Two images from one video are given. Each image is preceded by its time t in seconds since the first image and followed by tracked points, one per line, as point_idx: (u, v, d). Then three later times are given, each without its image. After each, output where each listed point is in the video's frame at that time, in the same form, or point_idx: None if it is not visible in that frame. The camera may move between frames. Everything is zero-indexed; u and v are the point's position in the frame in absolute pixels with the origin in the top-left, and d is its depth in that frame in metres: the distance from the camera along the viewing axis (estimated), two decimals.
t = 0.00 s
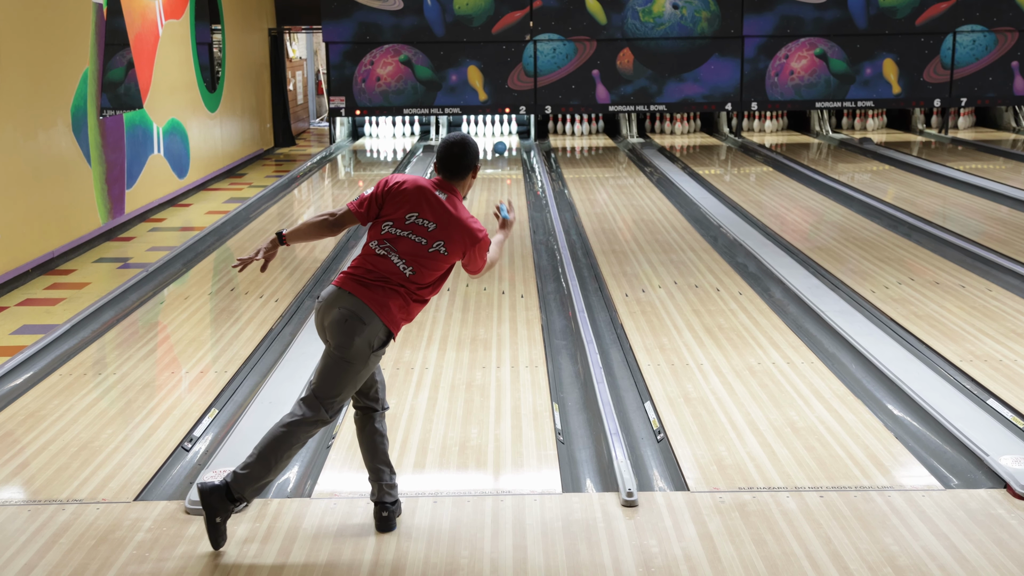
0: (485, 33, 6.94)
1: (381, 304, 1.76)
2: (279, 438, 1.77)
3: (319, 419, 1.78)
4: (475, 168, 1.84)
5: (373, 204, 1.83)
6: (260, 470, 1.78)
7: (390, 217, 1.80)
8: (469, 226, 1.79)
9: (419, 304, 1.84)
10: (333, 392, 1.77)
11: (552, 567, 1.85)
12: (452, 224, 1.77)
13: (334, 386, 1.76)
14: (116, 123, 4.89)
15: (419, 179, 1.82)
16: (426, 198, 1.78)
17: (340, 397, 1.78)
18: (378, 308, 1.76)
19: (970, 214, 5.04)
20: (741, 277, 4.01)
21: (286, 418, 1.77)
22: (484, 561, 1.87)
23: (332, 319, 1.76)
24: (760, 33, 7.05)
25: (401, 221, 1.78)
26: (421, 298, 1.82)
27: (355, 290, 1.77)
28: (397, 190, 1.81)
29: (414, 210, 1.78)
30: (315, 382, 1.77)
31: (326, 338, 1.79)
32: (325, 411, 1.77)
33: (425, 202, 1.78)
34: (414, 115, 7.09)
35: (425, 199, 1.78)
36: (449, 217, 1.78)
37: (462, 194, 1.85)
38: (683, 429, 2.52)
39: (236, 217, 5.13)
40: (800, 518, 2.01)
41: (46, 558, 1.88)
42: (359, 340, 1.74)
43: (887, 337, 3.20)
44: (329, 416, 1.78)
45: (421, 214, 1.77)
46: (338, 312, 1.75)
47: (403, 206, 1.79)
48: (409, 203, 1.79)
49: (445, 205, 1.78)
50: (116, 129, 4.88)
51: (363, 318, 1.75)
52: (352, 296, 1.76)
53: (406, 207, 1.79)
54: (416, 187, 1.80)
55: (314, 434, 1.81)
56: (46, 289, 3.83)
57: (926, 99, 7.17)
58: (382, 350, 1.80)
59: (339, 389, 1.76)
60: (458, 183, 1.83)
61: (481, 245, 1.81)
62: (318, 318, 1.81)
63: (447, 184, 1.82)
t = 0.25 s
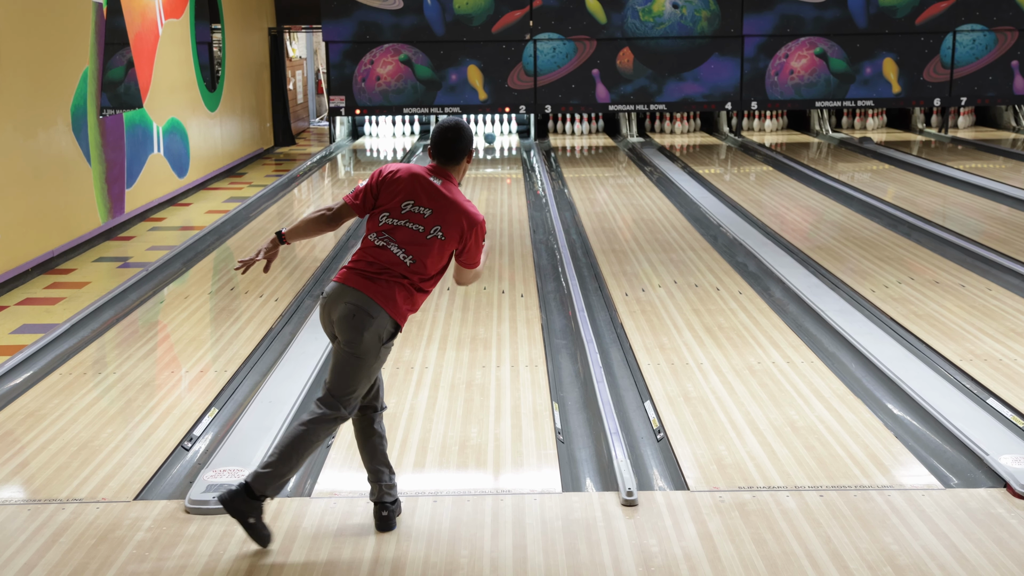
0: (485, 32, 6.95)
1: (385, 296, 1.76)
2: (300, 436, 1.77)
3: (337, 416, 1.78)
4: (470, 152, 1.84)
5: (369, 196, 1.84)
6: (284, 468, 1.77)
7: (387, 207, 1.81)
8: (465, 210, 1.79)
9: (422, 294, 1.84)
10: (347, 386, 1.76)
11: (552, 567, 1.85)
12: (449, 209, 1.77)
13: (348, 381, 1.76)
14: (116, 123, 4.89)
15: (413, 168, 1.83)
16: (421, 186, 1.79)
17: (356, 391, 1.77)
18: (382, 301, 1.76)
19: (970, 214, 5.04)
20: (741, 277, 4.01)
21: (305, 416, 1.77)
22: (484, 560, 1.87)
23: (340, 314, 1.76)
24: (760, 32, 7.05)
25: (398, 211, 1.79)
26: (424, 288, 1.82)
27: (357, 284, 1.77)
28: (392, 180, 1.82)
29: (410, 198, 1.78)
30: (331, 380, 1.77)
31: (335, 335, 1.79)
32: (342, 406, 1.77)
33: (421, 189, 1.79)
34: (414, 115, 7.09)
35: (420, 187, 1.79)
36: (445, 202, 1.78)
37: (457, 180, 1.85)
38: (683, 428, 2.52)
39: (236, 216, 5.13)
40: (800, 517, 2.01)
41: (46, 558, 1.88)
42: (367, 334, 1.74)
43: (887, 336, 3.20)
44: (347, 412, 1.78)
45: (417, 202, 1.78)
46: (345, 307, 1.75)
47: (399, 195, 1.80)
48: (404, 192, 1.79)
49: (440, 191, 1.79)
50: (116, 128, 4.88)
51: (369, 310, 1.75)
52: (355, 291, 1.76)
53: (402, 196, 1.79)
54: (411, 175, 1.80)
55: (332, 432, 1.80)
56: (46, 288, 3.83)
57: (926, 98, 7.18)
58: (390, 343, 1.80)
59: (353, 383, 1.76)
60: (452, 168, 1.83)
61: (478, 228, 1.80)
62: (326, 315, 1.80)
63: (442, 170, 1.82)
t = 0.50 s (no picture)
0: (485, 32, 6.95)
1: (388, 292, 1.75)
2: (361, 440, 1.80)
3: (393, 411, 1.81)
4: (468, 145, 1.84)
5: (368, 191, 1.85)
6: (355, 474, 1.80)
7: (385, 202, 1.81)
8: (464, 202, 1.79)
9: (425, 288, 1.83)
10: (391, 383, 1.79)
11: (552, 566, 1.85)
12: (447, 200, 1.77)
13: (389, 379, 1.79)
14: (116, 122, 4.89)
15: (410, 162, 1.83)
16: (418, 178, 1.79)
17: (401, 384, 1.80)
18: (387, 297, 1.75)
19: (969, 213, 5.04)
20: (740, 276, 4.01)
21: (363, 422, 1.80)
22: (484, 560, 1.87)
23: (348, 318, 1.76)
24: (760, 32, 7.05)
25: (396, 205, 1.79)
26: (426, 283, 1.81)
27: (359, 282, 1.76)
28: (390, 174, 1.82)
29: (408, 191, 1.79)
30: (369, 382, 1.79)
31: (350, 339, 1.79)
32: (393, 402, 1.81)
33: (417, 181, 1.79)
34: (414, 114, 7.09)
35: (417, 179, 1.79)
36: (442, 194, 1.78)
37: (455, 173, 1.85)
38: (683, 427, 2.52)
39: (236, 216, 5.13)
40: (800, 517, 2.01)
41: (47, 557, 1.88)
42: (379, 331, 1.75)
43: (887, 336, 3.20)
44: (398, 408, 1.82)
45: (414, 194, 1.78)
46: (351, 309, 1.75)
47: (397, 189, 1.80)
48: (402, 186, 1.79)
49: (438, 183, 1.79)
50: (115, 127, 4.88)
51: (376, 308, 1.75)
52: (358, 289, 1.76)
53: (399, 190, 1.80)
54: (408, 168, 1.81)
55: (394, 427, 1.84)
56: (46, 288, 3.83)
57: (926, 98, 7.18)
58: (405, 334, 1.80)
59: (394, 378, 1.79)
60: (450, 161, 1.83)
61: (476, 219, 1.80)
62: (333, 321, 1.80)
63: (440, 164, 1.83)
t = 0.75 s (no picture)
0: (485, 32, 6.95)
1: (398, 285, 1.76)
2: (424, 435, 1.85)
3: (429, 393, 1.83)
4: (476, 138, 1.84)
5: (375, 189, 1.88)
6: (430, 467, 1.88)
7: (391, 197, 1.83)
8: (469, 192, 1.79)
9: (436, 283, 1.83)
10: (420, 370, 1.80)
11: (552, 566, 1.85)
12: (452, 191, 1.78)
13: (415, 365, 1.79)
14: (116, 122, 4.89)
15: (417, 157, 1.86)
16: (424, 172, 1.81)
17: (432, 365, 1.81)
18: (399, 290, 1.76)
19: (969, 213, 5.04)
20: (740, 276, 4.01)
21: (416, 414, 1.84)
22: (483, 560, 1.87)
23: (364, 317, 1.76)
24: (760, 32, 7.05)
25: (403, 198, 1.81)
26: (436, 276, 1.81)
27: (369, 279, 1.78)
28: (397, 169, 1.85)
29: (413, 184, 1.81)
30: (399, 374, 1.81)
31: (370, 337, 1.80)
32: (428, 382, 1.82)
33: (423, 174, 1.81)
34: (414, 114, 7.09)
35: (423, 173, 1.81)
36: (447, 185, 1.79)
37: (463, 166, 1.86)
38: (683, 427, 2.52)
39: (235, 216, 5.13)
40: (800, 517, 2.01)
41: (47, 556, 1.88)
42: (398, 323, 1.76)
43: (887, 335, 3.20)
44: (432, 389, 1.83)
45: (420, 187, 1.80)
46: (366, 307, 1.76)
47: (403, 183, 1.82)
48: (407, 180, 1.82)
49: (442, 175, 1.80)
50: (115, 127, 4.87)
51: (390, 302, 1.75)
52: (369, 287, 1.77)
53: (405, 184, 1.82)
54: (414, 163, 1.83)
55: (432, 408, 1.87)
56: (46, 287, 3.83)
57: (926, 97, 7.18)
58: (426, 323, 1.80)
59: (424, 362, 1.80)
60: (457, 154, 1.84)
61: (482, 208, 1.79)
62: (349, 322, 1.81)
63: (445, 157, 1.84)
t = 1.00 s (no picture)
0: (485, 31, 6.95)
1: (420, 281, 1.77)
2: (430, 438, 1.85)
3: (442, 398, 1.83)
4: (486, 124, 1.82)
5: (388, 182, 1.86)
6: (433, 469, 1.88)
7: (406, 191, 1.82)
8: (484, 181, 1.79)
9: (457, 275, 1.85)
10: (437, 369, 1.81)
11: (552, 566, 1.85)
12: (467, 182, 1.78)
13: (433, 364, 1.81)
14: (116, 122, 4.89)
15: (426, 147, 1.84)
16: (436, 163, 1.80)
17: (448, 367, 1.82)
18: (423, 287, 1.77)
19: (969, 213, 5.04)
20: (740, 275, 4.01)
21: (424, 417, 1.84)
22: (483, 559, 1.88)
23: (389, 314, 1.78)
24: (760, 31, 7.05)
25: (418, 192, 1.80)
26: (458, 269, 1.82)
27: (391, 276, 1.79)
28: (409, 161, 1.83)
29: (427, 177, 1.80)
30: (417, 374, 1.82)
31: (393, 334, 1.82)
32: (433, 385, 1.82)
33: (436, 165, 1.79)
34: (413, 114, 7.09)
35: (436, 164, 1.80)
36: (462, 176, 1.78)
37: (474, 153, 1.84)
38: (683, 427, 2.53)
39: (235, 215, 5.13)
40: (800, 517, 2.01)
41: (47, 556, 1.88)
42: (421, 321, 1.77)
43: (887, 335, 3.20)
44: (446, 393, 1.83)
45: (434, 180, 1.79)
46: (391, 304, 1.78)
47: (416, 175, 1.81)
48: (420, 172, 1.80)
49: (456, 165, 1.79)
50: (115, 127, 4.87)
51: (414, 300, 1.77)
52: (391, 284, 1.79)
53: (419, 176, 1.80)
54: (425, 154, 1.81)
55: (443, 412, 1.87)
56: (46, 287, 3.83)
57: (926, 97, 7.18)
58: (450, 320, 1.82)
59: (442, 361, 1.81)
60: (469, 141, 1.82)
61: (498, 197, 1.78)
62: (373, 319, 1.83)
63: (457, 145, 1.81)
